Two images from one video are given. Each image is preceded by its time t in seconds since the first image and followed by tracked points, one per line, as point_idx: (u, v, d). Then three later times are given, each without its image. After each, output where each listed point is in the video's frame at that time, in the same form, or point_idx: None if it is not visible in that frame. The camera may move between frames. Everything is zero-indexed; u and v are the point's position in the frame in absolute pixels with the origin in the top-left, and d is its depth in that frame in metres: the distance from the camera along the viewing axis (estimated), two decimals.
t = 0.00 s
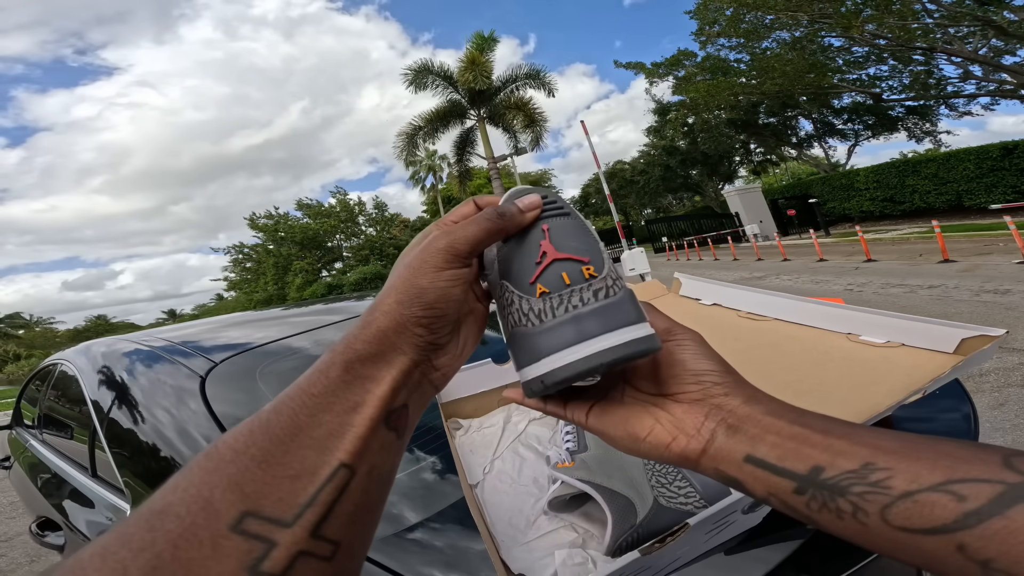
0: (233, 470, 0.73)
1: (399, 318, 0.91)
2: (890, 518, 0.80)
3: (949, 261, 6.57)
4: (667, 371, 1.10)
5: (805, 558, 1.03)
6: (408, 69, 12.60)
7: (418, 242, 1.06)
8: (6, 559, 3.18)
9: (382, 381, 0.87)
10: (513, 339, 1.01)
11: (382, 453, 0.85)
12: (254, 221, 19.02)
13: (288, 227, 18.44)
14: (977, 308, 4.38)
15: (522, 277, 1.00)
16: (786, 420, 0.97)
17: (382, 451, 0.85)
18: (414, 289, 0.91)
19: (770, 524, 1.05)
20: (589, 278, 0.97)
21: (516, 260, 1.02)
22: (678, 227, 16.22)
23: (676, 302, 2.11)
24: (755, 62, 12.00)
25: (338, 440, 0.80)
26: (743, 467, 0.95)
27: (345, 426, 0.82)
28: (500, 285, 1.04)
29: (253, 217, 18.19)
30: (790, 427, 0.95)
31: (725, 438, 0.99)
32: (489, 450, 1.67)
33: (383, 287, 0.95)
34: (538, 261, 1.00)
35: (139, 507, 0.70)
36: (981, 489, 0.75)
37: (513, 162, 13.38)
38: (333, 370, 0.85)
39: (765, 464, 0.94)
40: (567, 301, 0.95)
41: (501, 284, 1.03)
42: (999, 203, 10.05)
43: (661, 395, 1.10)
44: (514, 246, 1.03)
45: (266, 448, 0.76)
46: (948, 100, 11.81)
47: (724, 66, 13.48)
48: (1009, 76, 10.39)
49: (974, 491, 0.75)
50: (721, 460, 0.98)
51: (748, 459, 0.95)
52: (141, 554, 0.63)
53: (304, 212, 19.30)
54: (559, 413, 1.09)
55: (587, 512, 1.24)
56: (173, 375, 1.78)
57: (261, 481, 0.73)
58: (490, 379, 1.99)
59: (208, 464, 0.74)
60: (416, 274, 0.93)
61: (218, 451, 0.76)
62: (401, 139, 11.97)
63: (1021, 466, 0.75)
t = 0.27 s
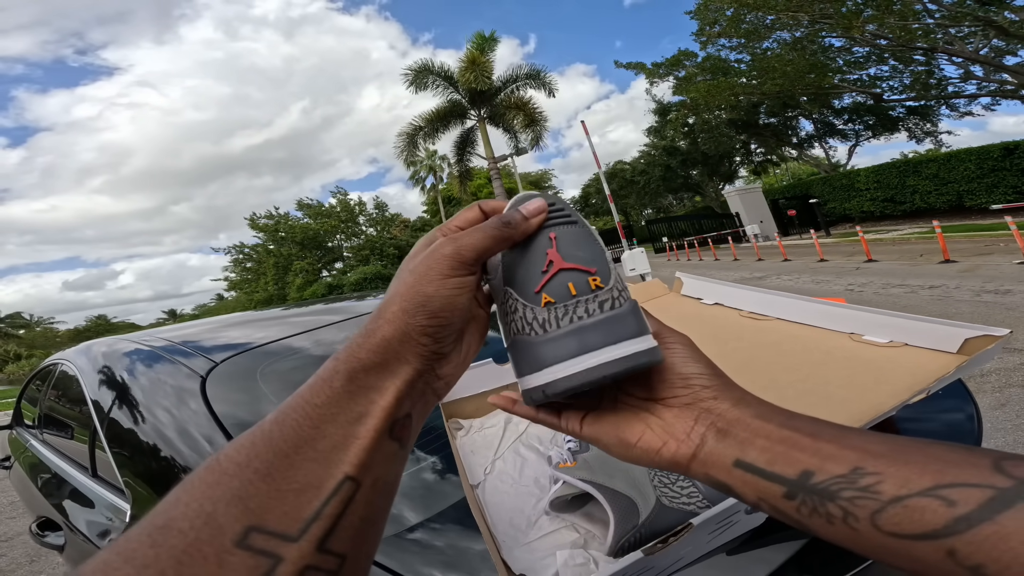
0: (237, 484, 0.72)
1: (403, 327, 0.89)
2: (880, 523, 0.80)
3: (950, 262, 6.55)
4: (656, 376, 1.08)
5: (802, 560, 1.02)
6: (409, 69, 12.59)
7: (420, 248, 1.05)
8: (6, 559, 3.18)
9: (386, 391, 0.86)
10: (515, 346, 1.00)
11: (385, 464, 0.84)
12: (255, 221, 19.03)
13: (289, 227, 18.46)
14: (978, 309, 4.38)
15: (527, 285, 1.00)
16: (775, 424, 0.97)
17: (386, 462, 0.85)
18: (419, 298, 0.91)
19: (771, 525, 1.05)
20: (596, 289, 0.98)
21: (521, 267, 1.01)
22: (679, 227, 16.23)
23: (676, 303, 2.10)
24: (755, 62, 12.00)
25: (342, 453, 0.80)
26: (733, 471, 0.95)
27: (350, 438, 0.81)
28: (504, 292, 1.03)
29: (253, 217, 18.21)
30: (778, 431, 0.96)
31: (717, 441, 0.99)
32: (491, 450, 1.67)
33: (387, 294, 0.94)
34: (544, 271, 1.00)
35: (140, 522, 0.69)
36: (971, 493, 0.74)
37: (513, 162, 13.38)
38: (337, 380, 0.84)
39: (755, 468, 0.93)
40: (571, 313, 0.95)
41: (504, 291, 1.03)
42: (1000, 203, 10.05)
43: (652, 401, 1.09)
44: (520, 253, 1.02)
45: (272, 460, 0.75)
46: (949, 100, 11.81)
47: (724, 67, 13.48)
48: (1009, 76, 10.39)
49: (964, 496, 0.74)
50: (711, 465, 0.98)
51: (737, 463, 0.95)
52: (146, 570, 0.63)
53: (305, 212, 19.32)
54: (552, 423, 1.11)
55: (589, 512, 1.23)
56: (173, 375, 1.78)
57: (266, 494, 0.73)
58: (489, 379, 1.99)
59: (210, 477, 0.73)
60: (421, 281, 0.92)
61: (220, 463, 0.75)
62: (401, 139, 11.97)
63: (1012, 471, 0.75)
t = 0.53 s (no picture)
0: (232, 487, 0.72)
1: (401, 326, 0.89)
2: (885, 527, 0.79)
3: (950, 262, 6.56)
4: (654, 378, 1.08)
5: (803, 563, 1.02)
6: (409, 69, 12.59)
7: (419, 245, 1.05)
8: (6, 559, 3.18)
9: (384, 391, 0.85)
10: (512, 342, 1.00)
11: (384, 465, 0.84)
12: (256, 221, 19.05)
13: (289, 227, 18.48)
14: (979, 308, 4.38)
15: (524, 282, 0.99)
16: (776, 426, 0.97)
17: (385, 463, 0.84)
18: (418, 295, 0.90)
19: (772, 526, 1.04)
20: (594, 286, 0.97)
21: (518, 264, 1.01)
22: (679, 227, 16.23)
23: (677, 303, 2.09)
24: (756, 62, 12.00)
25: (340, 454, 0.79)
26: (734, 474, 0.95)
27: (348, 439, 0.81)
28: (501, 288, 1.03)
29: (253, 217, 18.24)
30: (780, 433, 0.95)
31: (717, 444, 0.99)
32: (491, 450, 1.66)
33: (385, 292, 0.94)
34: (542, 267, 0.99)
35: (136, 525, 0.69)
36: (979, 497, 0.74)
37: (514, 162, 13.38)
38: (334, 380, 0.83)
39: (755, 471, 0.93)
40: (568, 309, 0.95)
41: (502, 287, 1.03)
42: (1000, 204, 10.05)
43: (650, 403, 1.09)
44: (519, 250, 1.02)
45: (268, 463, 0.74)
46: (949, 101, 11.82)
47: (724, 67, 13.48)
48: (1010, 76, 10.40)
49: (972, 499, 0.74)
50: (711, 468, 0.98)
51: (738, 466, 0.95)
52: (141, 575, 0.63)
53: (305, 212, 19.32)
54: (551, 425, 1.11)
55: (590, 512, 1.23)
56: (173, 374, 1.78)
57: (262, 496, 0.72)
58: (490, 379, 1.99)
59: (205, 480, 0.73)
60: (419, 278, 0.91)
61: (215, 466, 0.75)
62: (402, 139, 11.99)
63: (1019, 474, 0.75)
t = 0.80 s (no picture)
0: (221, 481, 0.71)
1: (394, 318, 0.89)
2: (891, 529, 0.79)
3: (951, 262, 6.55)
4: (649, 377, 1.08)
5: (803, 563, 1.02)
6: (410, 69, 12.59)
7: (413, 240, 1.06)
8: (6, 559, 3.18)
9: (377, 384, 0.86)
10: (505, 334, 0.99)
11: (377, 458, 0.84)
12: (256, 221, 19.05)
13: (289, 227, 18.48)
14: (979, 309, 4.38)
15: (519, 273, 0.99)
16: (777, 425, 0.97)
17: (378, 456, 0.84)
18: (411, 287, 0.91)
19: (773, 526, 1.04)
20: (588, 278, 0.96)
21: (513, 255, 1.01)
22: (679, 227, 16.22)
23: (677, 303, 2.09)
24: (756, 62, 12.00)
25: (332, 446, 0.79)
26: (734, 475, 0.94)
27: (340, 432, 0.81)
28: (496, 280, 1.02)
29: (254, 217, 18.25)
30: (782, 433, 0.95)
31: (716, 444, 0.99)
32: (491, 450, 1.66)
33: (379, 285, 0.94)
34: (536, 259, 0.99)
35: (124, 520, 0.68)
36: (986, 498, 0.74)
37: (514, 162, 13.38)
38: (327, 373, 0.83)
39: (756, 472, 0.93)
40: (562, 301, 0.94)
41: (496, 278, 1.02)
42: (1001, 204, 10.06)
43: (647, 403, 1.09)
44: (513, 241, 1.02)
45: (259, 455, 0.74)
46: (949, 101, 11.82)
47: (725, 67, 13.49)
48: (1010, 76, 10.41)
49: (980, 500, 0.74)
50: (711, 469, 0.97)
51: (738, 467, 0.94)
52: (127, 568, 0.62)
53: (305, 212, 19.32)
54: (549, 425, 1.11)
55: (590, 512, 1.23)
56: (174, 375, 1.78)
57: (252, 490, 0.72)
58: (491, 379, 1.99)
59: (194, 474, 0.72)
60: (413, 271, 0.92)
61: (204, 460, 0.74)
62: (403, 139, 11.99)
63: None
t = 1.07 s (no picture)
0: (208, 471, 0.70)
1: (386, 309, 0.90)
2: (889, 536, 0.79)
3: (951, 262, 6.55)
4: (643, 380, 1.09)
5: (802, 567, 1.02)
6: (410, 70, 12.59)
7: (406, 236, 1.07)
8: (6, 558, 3.18)
9: (368, 375, 0.86)
10: (503, 327, 0.98)
11: (367, 449, 0.84)
12: (257, 221, 19.07)
13: (290, 227, 18.50)
14: (979, 309, 4.37)
15: (519, 267, 0.98)
16: (772, 429, 0.97)
17: (368, 448, 0.84)
18: (403, 278, 0.92)
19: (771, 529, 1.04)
20: (589, 274, 0.96)
21: (514, 249, 1.00)
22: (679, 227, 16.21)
23: (676, 303, 2.09)
24: (756, 62, 12.00)
25: (321, 437, 0.79)
26: (729, 480, 0.94)
27: (329, 423, 0.81)
28: (495, 273, 1.02)
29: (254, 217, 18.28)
30: (778, 437, 0.94)
31: (710, 448, 0.98)
32: (490, 450, 1.66)
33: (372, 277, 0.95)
34: (537, 253, 0.98)
35: (108, 510, 0.67)
36: (986, 505, 0.73)
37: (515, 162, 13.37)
38: (317, 363, 0.83)
39: (752, 476, 0.92)
40: (561, 296, 0.94)
41: (496, 272, 1.02)
42: (1001, 204, 10.05)
43: (642, 404, 1.09)
44: (515, 236, 1.02)
45: (247, 444, 0.74)
46: (950, 101, 11.80)
47: (725, 67, 13.49)
48: (1011, 76, 10.40)
49: (979, 507, 0.73)
50: (706, 474, 0.97)
51: (734, 471, 0.94)
52: (110, 558, 0.61)
53: (306, 212, 19.33)
54: (542, 424, 1.13)
55: (588, 513, 1.23)
56: (173, 375, 1.77)
57: (241, 480, 0.71)
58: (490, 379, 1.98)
59: (180, 464, 0.71)
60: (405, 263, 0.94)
61: (191, 450, 0.73)
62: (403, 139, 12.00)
63: None
